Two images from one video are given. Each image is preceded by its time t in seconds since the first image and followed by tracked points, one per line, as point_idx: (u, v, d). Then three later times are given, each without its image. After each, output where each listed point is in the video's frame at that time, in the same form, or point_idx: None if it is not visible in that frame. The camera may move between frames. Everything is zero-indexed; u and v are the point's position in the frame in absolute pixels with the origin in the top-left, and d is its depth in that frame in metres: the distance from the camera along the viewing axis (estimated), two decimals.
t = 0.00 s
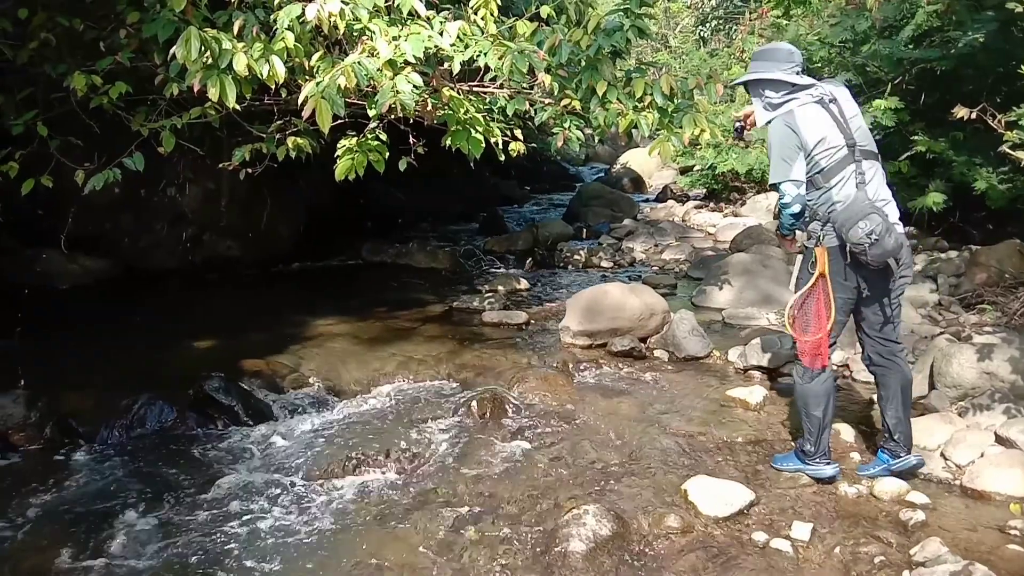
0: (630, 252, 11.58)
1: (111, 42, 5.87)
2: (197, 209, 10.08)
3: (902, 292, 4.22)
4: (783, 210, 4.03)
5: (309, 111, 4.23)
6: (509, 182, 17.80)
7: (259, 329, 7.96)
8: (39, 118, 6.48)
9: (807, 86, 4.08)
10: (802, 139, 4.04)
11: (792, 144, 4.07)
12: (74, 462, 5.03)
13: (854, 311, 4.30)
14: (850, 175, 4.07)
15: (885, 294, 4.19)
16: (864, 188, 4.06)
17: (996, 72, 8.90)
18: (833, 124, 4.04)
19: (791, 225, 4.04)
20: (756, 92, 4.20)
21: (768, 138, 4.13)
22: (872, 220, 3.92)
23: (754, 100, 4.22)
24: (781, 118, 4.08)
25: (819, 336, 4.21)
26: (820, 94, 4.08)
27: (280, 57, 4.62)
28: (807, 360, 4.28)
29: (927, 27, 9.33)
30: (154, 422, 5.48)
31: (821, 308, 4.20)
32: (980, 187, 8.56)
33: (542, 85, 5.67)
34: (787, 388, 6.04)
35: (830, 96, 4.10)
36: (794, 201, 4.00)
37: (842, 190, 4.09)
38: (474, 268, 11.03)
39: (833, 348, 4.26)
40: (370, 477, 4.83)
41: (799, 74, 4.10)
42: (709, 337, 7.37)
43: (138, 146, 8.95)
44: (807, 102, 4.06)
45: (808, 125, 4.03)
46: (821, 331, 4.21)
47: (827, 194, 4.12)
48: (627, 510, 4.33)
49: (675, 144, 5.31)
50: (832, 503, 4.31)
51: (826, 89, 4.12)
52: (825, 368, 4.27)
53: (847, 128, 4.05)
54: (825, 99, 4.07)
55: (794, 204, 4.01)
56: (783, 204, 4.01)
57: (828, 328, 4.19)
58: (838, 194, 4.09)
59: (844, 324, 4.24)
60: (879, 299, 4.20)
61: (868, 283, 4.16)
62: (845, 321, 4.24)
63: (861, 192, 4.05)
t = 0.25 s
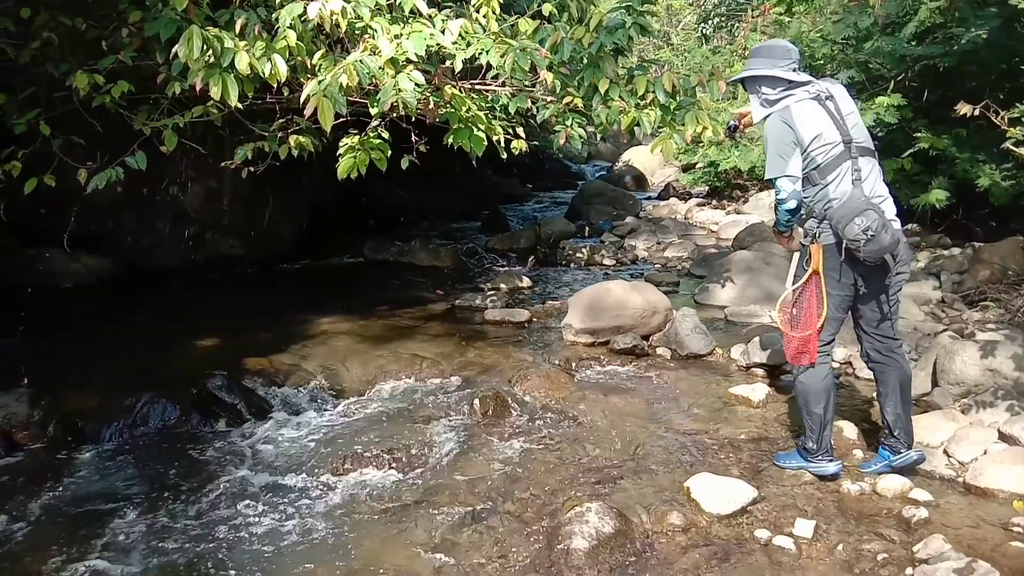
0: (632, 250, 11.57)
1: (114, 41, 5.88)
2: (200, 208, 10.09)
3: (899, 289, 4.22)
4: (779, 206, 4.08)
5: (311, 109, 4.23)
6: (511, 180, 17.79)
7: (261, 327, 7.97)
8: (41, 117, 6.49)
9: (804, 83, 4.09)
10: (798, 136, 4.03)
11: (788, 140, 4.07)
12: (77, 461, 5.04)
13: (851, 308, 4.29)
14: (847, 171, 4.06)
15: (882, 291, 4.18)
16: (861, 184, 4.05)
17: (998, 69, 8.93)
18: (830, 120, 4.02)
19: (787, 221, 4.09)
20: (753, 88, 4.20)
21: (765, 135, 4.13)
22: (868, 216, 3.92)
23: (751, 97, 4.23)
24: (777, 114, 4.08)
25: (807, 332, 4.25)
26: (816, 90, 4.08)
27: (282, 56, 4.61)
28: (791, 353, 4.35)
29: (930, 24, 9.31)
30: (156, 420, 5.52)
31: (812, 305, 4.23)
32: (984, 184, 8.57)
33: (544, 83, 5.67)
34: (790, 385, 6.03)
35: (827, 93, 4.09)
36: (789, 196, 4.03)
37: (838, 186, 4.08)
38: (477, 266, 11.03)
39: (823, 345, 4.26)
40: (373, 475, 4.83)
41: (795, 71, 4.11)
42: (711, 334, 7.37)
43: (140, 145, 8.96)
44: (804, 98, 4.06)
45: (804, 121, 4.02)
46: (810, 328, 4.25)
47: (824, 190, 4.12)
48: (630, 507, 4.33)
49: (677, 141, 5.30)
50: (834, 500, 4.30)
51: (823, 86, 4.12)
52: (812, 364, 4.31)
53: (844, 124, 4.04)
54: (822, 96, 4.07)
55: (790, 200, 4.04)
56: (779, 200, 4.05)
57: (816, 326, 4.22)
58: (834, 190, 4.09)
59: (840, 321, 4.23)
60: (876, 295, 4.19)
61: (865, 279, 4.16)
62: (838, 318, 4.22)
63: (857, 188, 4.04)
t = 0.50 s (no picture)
0: (634, 249, 11.57)
1: (116, 40, 5.88)
2: (202, 207, 10.11)
3: (898, 288, 4.21)
4: (777, 204, 4.06)
5: (312, 108, 4.23)
6: (512, 179, 17.79)
7: (263, 326, 7.97)
8: (43, 116, 6.50)
9: (802, 82, 4.10)
10: (796, 134, 4.04)
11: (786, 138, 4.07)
12: (79, 460, 5.05)
13: (850, 307, 4.29)
14: (844, 170, 4.06)
15: (880, 290, 4.17)
16: (858, 184, 4.05)
17: (1001, 68, 8.93)
18: (828, 119, 4.03)
19: (785, 219, 4.07)
20: (751, 87, 4.21)
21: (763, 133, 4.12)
22: (865, 215, 3.93)
23: (749, 95, 4.23)
24: (775, 112, 4.09)
25: (802, 330, 4.27)
26: (815, 89, 4.09)
27: (283, 55, 4.62)
28: (786, 353, 4.37)
29: (932, 23, 9.32)
30: (159, 419, 5.51)
31: (808, 303, 4.26)
32: (986, 183, 8.59)
33: (546, 82, 5.67)
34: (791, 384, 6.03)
35: (825, 92, 4.10)
36: (787, 194, 4.03)
37: (836, 185, 4.08)
38: (479, 265, 11.03)
39: (819, 343, 4.26)
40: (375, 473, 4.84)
41: (794, 69, 4.11)
42: (713, 333, 7.37)
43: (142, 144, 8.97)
44: (802, 97, 4.07)
45: (802, 120, 4.03)
46: (805, 326, 4.27)
47: (821, 189, 4.12)
48: (631, 506, 4.33)
49: (679, 140, 5.29)
50: (836, 499, 4.30)
51: (821, 85, 4.13)
52: (808, 364, 4.31)
53: (842, 123, 4.05)
54: (820, 95, 4.08)
55: (788, 198, 4.04)
56: (777, 198, 4.05)
57: (811, 323, 4.24)
58: (832, 189, 4.08)
59: (838, 320, 4.23)
60: (875, 295, 4.18)
61: (863, 278, 4.15)
62: (836, 317, 4.23)
63: (855, 187, 4.04)
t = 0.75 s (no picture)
0: (635, 249, 11.57)
1: (117, 41, 5.88)
2: (204, 207, 10.12)
3: (898, 286, 4.19)
4: (774, 203, 4.10)
5: (314, 109, 4.23)
6: (513, 179, 17.79)
7: (265, 326, 7.98)
8: (45, 117, 6.51)
9: (801, 81, 4.10)
10: (794, 132, 4.04)
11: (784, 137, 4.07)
12: (81, 460, 5.05)
13: (848, 306, 4.28)
14: (843, 169, 4.06)
15: (879, 289, 4.16)
16: (857, 183, 4.05)
17: (1003, 67, 8.91)
18: (826, 118, 4.03)
19: (782, 218, 4.10)
20: (750, 86, 4.21)
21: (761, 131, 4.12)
22: (864, 214, 3.93)
23: (748, 94, 4.23)
24: (774, 111, 4.08)
25: (799, 329, 4.31)
26: (813, 88, 4.09)
27: (285, 56, 4.62)
28: (785, 351, 4.41)
29: (934, 22, 9.30)
30: (161, 419, 5.52)
31: (805, 302, 4.28)
32: (988, 182, 8.58)
33: (547, 82, 5.67)
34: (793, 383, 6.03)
35: (824, 91, 4.10)
36: (784, 193, 4.06)
37: (834, 184, 4.08)
38: (480, 266, 11.03)
39: (818, 343, 4.26)
40: (377, 473, 4.85)
41: (792, 69, 4.11)
42: (715, 333, 7.36)
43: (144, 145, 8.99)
44: (800, 96, 4.08)
45: (800, 119, 4.03)
46: (802, 325, 4.31)
47: (820, 188, 4.12)
48: (633, 506, 4.33)
49: (680, 139, 5.29)
50: (839, 499, 4.30)
51: (820, 84, 4.13)
52: (806, 363, 4.34)
53: (841, 122, 4.05)
54: (819, 94, 4.08)
55: (785, 197, 4.07)
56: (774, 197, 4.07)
57: (808, 323, 4.27)
58: (830, 188, 4.09)
59: (836, 318, 4.22)
60: (873, 294, 4.17)
61: (862, 276, 4.14)
62: (834, 315, 4.22)
63: (853, 186, 4.05)
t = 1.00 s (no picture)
0: (636, 248, 11.56)
1: (117, 40, 5.88)
2: (204, 207, 10.12)
3: (896, 285, 4.21)
4: (771, 200, 4.13)
5: (314, 108, 4.23)
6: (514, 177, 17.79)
7: (265, 325, 7.98)
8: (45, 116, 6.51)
9: (800, 78, 4.10)
10: (792, 130, 4.05)
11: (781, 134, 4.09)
12: (81, 459, 5.05)
13: (846, 305, 4.28)
14: (841, 167, 4.05)
15: (877, 287, 4.17)
16: (855, 180, 4.04)
17: (1003, 64, 8.91)
18: (824, 116, 4.03)
19: (778, 215, 4.14)
20: (749, 84, 4.24)
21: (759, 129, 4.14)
22: (861, 211, 3.91)
23: (747, 92, 4.26)
24: (771, 109, 4.10)
25: (797, 327, 4.30)
26: (812, 86, 4.09)
27: (285, 55, 4.62)
28: (784, 349, 4.40)
29: (935, 20, 9.29)
30: (162, 418, 5.50)
31: (803, 301, 4.27)
32: (988, 180, 8.57)
33: (547, 81, 5.66)
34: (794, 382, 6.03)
35: (823, 89, 4.10)
36: (781, 189, 4.08)
37: (832, 182, 4.07)
38: (481, 264, 11.03)
39: (818, 341, 4.26)
40: (379, 472, 4.85)
41: (791, 67, 4.13)
42: (715, 331, 7.36)
43: (144, 144, 8.99)
44: (799, 93, 4.08)
45: (798, 116, 4.03)
46: (800, 323, 4.30)
47: (818, 185, 4.12)
48: (634, 504, 4.34)
49: (681, 138, 5.29)
50: (839, 497, 4.30)
51: (819, 82, 4.12)
52: (804, 360, 4.33)
53: (839, 120, 4.04)
54: (818, 92, 4.08)
55: (781, 194, 4.08)
56: (771, 194, 4.09)
57: (806, 321, 4.27)
58: (828, 186, 4.08)
59: (835, 317, 4.22)
60: (872, 292, 4.18)
61: (859, 274, 4.14)
62: (833, 313, 4.21)
63: (851, 184, 4.03)
